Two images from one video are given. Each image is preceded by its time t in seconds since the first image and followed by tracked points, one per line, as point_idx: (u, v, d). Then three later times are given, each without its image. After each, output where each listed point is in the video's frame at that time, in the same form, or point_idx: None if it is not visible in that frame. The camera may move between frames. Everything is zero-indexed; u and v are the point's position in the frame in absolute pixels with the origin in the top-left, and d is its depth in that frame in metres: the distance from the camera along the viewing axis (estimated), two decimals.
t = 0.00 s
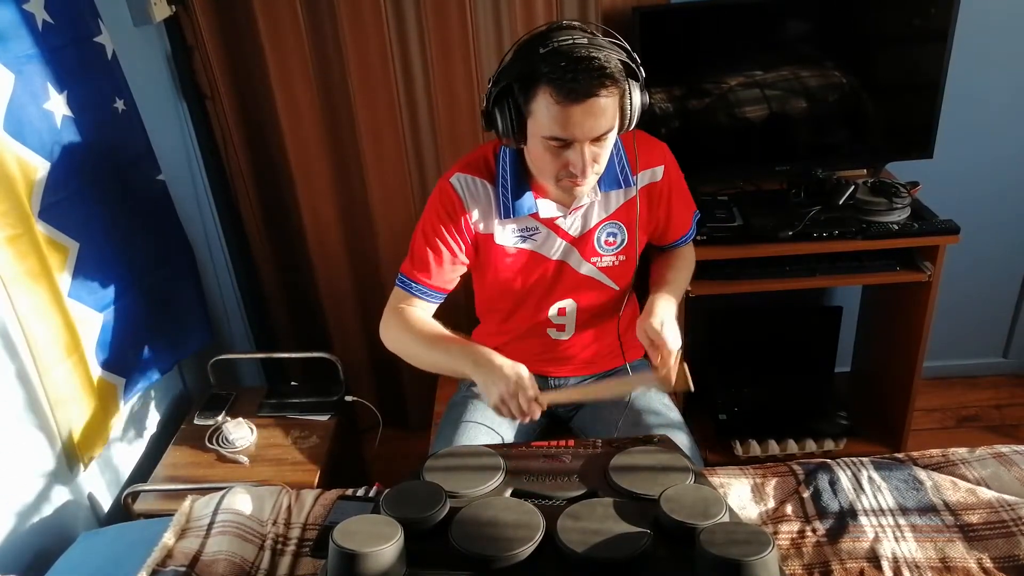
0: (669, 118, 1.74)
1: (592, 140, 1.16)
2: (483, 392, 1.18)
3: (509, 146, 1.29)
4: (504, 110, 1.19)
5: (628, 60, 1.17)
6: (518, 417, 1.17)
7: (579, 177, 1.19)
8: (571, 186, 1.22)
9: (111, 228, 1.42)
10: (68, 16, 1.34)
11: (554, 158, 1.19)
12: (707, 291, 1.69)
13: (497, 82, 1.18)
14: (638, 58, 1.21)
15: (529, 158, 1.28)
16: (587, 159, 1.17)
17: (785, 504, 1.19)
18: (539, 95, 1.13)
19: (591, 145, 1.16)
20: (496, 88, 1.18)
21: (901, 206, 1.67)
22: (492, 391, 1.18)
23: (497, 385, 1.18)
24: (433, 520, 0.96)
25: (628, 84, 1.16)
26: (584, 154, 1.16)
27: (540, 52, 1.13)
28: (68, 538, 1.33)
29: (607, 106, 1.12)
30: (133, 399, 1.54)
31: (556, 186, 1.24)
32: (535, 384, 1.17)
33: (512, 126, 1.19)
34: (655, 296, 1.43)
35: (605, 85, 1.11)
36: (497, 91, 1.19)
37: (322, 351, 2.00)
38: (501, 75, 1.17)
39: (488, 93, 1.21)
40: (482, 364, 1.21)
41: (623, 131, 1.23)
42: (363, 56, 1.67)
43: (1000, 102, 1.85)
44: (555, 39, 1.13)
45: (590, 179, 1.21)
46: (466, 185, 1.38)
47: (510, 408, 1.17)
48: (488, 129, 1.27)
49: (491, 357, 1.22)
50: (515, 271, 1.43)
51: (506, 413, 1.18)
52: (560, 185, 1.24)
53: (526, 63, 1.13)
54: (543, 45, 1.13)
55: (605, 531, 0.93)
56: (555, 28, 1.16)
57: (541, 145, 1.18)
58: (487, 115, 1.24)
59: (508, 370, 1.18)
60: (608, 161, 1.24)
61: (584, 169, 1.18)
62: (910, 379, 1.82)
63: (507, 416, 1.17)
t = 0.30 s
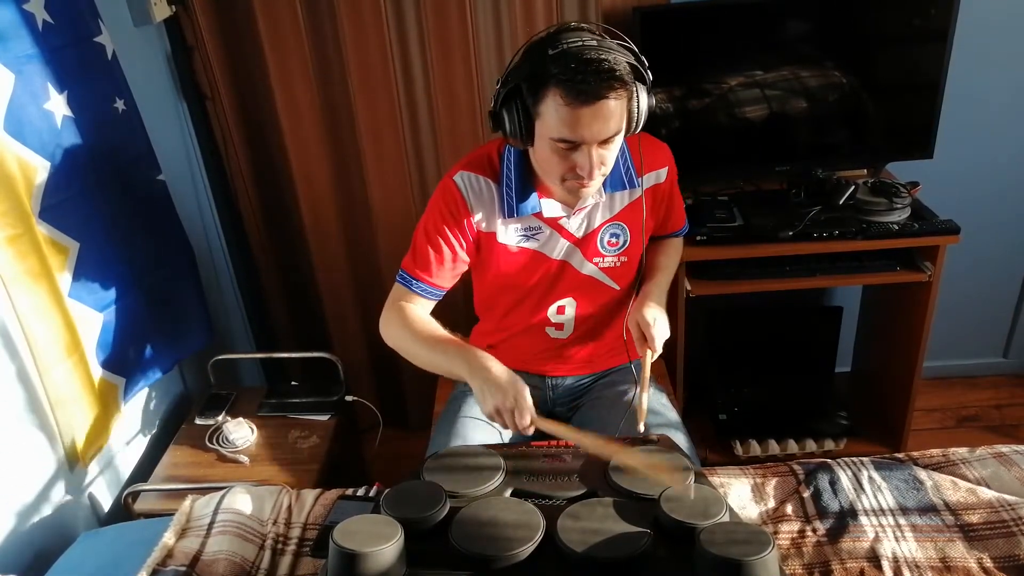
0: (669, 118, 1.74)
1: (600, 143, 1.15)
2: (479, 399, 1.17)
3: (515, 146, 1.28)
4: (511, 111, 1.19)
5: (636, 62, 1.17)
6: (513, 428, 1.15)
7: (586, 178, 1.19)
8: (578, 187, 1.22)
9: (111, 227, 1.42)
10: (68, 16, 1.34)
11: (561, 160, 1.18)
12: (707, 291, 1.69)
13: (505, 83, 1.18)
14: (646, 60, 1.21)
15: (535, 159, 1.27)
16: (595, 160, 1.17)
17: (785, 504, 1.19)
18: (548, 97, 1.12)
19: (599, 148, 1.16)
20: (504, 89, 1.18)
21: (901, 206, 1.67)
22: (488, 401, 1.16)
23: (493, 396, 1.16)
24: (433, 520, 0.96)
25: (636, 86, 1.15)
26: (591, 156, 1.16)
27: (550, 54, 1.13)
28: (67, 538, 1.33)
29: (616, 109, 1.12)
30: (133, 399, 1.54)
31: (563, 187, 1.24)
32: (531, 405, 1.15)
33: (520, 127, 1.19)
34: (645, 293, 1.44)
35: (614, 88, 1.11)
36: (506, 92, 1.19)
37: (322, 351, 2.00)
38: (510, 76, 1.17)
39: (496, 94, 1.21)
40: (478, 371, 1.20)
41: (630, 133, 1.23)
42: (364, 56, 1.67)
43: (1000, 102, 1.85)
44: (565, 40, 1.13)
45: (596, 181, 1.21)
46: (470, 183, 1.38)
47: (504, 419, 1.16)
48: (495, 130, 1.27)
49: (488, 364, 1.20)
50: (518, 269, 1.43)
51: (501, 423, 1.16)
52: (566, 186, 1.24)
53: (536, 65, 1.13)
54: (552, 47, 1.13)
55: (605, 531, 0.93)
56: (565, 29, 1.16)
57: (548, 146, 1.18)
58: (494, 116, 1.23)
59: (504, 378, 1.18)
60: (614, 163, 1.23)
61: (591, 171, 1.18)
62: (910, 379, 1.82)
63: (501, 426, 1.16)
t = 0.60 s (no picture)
0: (669, 118, 1.74)
1: (595, 142, 1.15)
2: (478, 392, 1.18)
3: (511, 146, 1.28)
4: (507, 111, 1.19)
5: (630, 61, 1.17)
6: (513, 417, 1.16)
7: (582, 178, 1.19)
8: (573, 186, 1.22)
9: (110, 227, 1.42)
10: (68, 16, 1.34)
11: (557, 159, 1.18)
12: (707, 291, 1.69)
13: (501, 83, 1.18)
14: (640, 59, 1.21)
15: (530, 158, 1.27)
16: (591, 160, 1.17)
17: (785, 505, 1.19)
18: (543, 96, 1.12)
19: (594, 147, 1.16)
20: (500, 89, 1.18)
21: (901, 206, 1.67)
22: (487, 392, 1.17)
23: (491, 386, 1.17)
24: (433, 520, 0.96)
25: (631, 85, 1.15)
26: (587, 155, 1.16)
27: (545, 54, 1.13)
28: (67, 538, 1.33)
29: (611, 108, 1.12)
30: (133, 399, 1.54)
31: (558, 186, 1.24)
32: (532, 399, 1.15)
33: (515, 127, 1.19)
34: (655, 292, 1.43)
35: (610, 87, 1.11)
36: (501, 92, 1.19)
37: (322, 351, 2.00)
38: (506, 76, 1.17)
39: (492, 94, 1.21)
40: (476, 363, 1.20)
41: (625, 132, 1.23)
42: (364, 56, 1.67)
43: (1000, 102, 1.85)
44: (559, 40, 1.13)
45: (592, 180, 1.21)
46: (467, 183, 1.38)
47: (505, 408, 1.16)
48: (490, 130, 1.27)
49: (485, 356, 1.20)
50: (513, 269, 1.43)
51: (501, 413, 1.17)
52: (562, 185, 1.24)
53: (530, 64, 1.13)
54: (547, 47, 1.13)
55: (605, 531, 0.93)
56: (559, 29, 1.17)
57: (544, 146, 1.18)
58: (490, 116, 1.24)
59: (503, 373, 1.17)
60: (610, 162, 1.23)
61: (587, 170, 1.18)
62: (910, 379, 1.82)
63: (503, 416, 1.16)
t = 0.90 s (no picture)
0: (669, 118, 1.74)
1: (596, 151, 1.15)
2: (488, 389, 1.18)
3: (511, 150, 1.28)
4: (508, 117, 1.18)
5: (634, 69, 1.16)
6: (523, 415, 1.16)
7: (581, 186, 1.19)
8: (572, 194, 1.22)
9: (109, 227, 1.42)
10: (68, 16, 1.34)
11: (557, 167, 1.18)
12: (706, 291, 1.69)
13: (503, 89, 1.17)
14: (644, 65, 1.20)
15: (531, 162, 1.27)
16: (591, 169, 1.17)
17: (785, 504, 1.19)
18: (545, 105, 1.12)
19: (595, 156, 1.16)
20: (502, 95, 1.18)
21: (901, 206, 1.67)
22: (498, 389, 1.17)
23: (502, 383, 1.17)
24: (433, 519, 0.96)
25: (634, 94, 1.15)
26: (587, 165, 1.16)
27: (548, 62, 1.11)
28: (67, 538, 1.33)
29: (613, 119, 1.11)
30: (133, 399, 1.54)
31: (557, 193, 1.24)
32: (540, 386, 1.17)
33: (516, 133, 1.18)
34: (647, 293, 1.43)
35: (612, 98, 1.10)
36: (503, 98, 1.18)
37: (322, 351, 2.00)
38: (508, 83, 1.16)
39: (494, 99, 1.21)
40: (487, 363, 1.20)
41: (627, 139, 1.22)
42: (364, 57, 1.68)
43: (1000, 102, 1.85)
44: (563, 48, 1.12)
45: (591, 188, 1.21)
46: (467, 184, 1.38)
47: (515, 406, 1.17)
48: (491, 133, 1.26)
49: (496, 356, 1.21)
50: (513, 270, 1.43)
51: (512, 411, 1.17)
52: (561, 192, 1.24)
53: (533, 72, 1.12)
54: (551, 54, 1.12)
55: (605, 531, 0.93)
56: (563, 35, 1.15)
57: (545, 153, 1.18)
58: (491, 120, 1.23)
59: (512, 370, 1.17)
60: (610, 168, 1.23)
61: (587, 179, 1.18)
62: (910, 379, 1.82)
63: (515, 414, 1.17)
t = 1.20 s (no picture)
0: (669, 118, 1.74)
1: (607, 160, 1.15)
2: (503, 396, 1.18)
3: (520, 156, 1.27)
4: (519, 124, 1.17)
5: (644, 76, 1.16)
6: (539, 421, 1.17)
7: (592, 194, 1.19)
8: (582, 201, 1.22)
9: (109, 227, 1.42)
10: (68, 17, 1.34)
11: (568, 174, 1.18)
12: (706, 291, 1.69)
13: (514, 97, 1.17)
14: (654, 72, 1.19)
15: (539, 168, 1.26)
16: (602, 177, 1.16)
17: (785, 504, 1.19)
18: (557, 114, 1.11)
19: (606, 164, 1.16)
20: (512, 103, 1.17)
21: (901, 206, 1.67)
22: (513, 396, 1.17)
23: (515, 389, 1.18)
24: (433, 519, 0.96)
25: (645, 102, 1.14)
26: (599, 173, 1.16)
27: (560, 71, 1.11)
28: (67, 538, 1.33)
29: (624, 128, 1.11)
30: (133, 399, 1.54)
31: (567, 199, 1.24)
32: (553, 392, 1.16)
33: (527, 141, 1.18)
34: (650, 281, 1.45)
35: (624, 108, 1.09)
36: (514, 105, 1.17)
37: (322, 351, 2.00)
38: (519, 90, 1.15)
39: (504, 106, 1.20)
40: (500, 369, 1.21)
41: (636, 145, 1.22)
42: (364, 57, 1.68)
43: (1000, 102, 1.85)
44: (574, 56, 1.11)
45: (601, 195, 1.21)
46: (474, 193, 1.37)
47: (530, 412, 1.17)
48: (500, 139, 1.26)
49: (507, 362, 1.22)
50: (523, 275, 1.42)
51: (528, 418, 1.17)
52: (571, 199, 1.23)
53: (545, 81, 1.12)
54: (562, 63, 1.11)
55: (604, 531, 0.93)
56: (574, 42, 1.14)
57: (555, 161, 1.17)
58: (501, 126, 1.22)
59: (524, 374, 1.19)
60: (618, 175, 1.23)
61: (597, 187, 1.17)
62: (910, 379, 1.82)
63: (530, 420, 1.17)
